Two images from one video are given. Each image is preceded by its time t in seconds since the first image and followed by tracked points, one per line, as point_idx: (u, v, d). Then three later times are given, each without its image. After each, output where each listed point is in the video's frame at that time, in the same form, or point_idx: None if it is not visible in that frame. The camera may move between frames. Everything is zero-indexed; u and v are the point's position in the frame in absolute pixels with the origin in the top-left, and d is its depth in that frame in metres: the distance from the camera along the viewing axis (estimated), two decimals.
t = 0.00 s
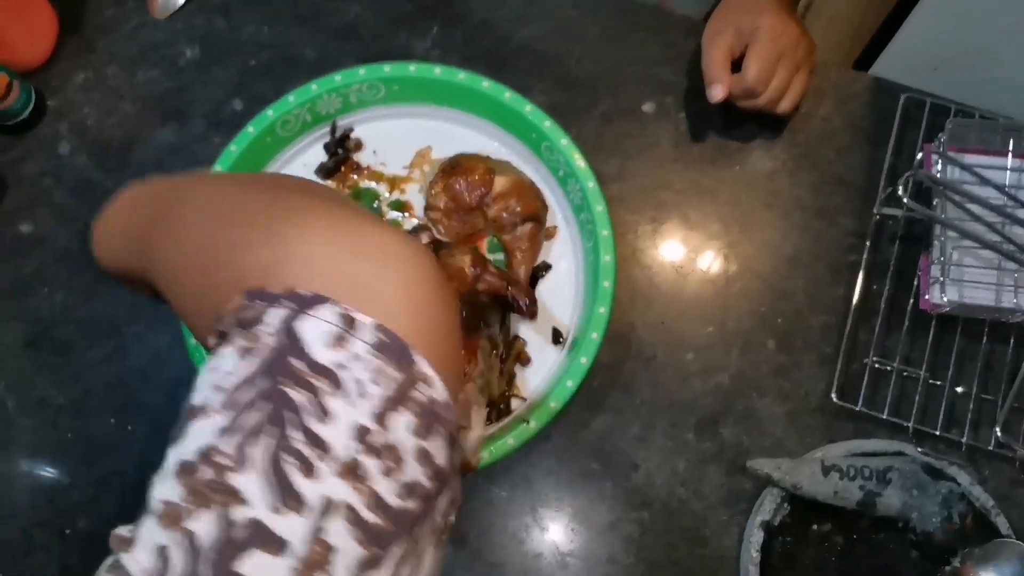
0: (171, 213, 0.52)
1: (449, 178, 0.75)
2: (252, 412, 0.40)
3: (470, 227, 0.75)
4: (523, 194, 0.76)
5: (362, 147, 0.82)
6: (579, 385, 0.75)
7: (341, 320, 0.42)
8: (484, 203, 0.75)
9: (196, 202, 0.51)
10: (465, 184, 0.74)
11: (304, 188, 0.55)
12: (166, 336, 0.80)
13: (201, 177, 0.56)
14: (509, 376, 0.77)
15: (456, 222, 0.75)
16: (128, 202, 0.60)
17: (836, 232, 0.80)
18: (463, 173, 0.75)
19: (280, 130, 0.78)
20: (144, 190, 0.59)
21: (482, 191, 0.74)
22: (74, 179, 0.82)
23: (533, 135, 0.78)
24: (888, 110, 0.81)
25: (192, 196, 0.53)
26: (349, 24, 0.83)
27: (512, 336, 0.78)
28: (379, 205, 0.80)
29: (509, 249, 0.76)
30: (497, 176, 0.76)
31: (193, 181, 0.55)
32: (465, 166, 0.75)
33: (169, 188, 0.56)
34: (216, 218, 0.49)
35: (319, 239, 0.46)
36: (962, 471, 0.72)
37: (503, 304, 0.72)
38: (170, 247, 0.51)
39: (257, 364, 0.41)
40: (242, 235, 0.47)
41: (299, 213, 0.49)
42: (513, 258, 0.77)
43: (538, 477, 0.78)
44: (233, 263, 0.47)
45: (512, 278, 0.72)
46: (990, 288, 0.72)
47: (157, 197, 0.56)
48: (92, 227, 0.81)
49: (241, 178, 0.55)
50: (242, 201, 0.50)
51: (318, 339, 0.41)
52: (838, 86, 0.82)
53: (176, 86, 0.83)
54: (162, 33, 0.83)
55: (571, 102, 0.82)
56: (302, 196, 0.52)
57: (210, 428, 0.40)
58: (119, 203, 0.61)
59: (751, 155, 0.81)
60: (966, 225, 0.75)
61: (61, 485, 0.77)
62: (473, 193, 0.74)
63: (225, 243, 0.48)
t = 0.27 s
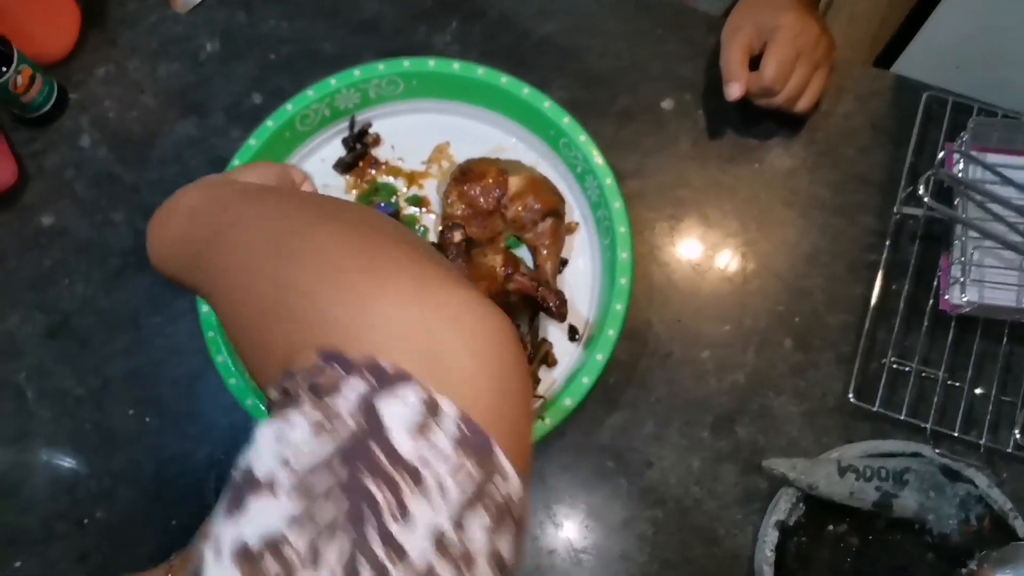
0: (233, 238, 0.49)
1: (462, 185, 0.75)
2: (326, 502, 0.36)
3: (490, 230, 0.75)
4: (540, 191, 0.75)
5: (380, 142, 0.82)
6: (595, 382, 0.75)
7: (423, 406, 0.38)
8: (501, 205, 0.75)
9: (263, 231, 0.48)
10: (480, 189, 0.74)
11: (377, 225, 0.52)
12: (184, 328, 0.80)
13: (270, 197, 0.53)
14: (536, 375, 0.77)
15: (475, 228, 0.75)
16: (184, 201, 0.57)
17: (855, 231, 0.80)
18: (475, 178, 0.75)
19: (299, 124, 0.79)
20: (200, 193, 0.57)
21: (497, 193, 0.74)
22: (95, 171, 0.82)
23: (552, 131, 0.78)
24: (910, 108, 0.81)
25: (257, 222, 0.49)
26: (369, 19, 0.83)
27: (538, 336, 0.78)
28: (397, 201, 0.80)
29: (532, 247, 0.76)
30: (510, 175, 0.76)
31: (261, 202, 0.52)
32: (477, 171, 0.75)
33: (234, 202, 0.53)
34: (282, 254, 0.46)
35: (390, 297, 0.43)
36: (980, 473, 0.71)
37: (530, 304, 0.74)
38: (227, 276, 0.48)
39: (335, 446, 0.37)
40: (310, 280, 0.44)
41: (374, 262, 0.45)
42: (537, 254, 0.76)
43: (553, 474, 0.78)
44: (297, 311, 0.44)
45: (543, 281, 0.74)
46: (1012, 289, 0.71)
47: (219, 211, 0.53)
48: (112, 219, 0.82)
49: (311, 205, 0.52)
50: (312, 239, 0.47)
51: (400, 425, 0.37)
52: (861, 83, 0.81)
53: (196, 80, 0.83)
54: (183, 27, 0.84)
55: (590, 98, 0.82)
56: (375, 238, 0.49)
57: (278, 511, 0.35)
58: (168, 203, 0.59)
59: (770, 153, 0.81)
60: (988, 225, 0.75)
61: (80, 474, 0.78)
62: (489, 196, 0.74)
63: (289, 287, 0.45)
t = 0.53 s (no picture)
0: (291, 332, 0.33)
1: (469, 184, 0.75)
2: None
3: (498, 229, 0.75)
4: (547, 190, 0.75)
5: (387, 140, 0.82)
6: (602, 382, 0.75)
7: None
8: (509, 203, 0.75)
9: (322, 333, 0.32)
10: (486, 188, 0.74)
11: (440, 327, 0.33)
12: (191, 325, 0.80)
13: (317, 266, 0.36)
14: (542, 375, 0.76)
15: (483, 227, 0.75)
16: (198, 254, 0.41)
17: (864, 232, 0.79)
18: (482, 177, 0.75)
19: (307, 122, 0.79)
20: (246, 260, 0.38)
21: (505, 192, 0.74)
22: (102, 167, 0.82)
23: (560, 130, 0.78)
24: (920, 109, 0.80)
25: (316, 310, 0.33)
26: (377, 17, 0.83)
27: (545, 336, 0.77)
28: (404, 199, 0.80)
29: (540, 246, 0.76)
30: (518, 174, 0.76)
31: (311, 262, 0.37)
32: (484, 169, 0.75)
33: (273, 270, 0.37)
34: (353, 364, 0.31)
35: (525, 475, 0.29)
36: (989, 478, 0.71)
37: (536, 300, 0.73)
38: (277, 376, 0.33)
39: None
40: (402, 418, 0.30)
41: (474, 367, 0.32)
42: (545, 254, 0.76)
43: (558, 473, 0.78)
44: (399, 479, 0.30)
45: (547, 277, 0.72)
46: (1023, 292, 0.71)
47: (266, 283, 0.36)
48: (119, 215, 0.82)
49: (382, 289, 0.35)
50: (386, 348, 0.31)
51: None
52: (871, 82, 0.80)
53: (204, 76, 0.83)
54: (192, 23, 0.84)
55: (599, 97, 0.82)
56: (481, 363, 0.32)
57: None
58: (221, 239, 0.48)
59: (779, 153, 0.80)
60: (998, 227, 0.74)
61: (85, 470, 0.78)
62: (496, 195, 0.74)
63: (363, 432, 0.30)
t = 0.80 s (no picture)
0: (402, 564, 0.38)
1: (472, 181, 0.75)
2: None
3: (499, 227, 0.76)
4: (549, 188, 0.75)
5: (390, 137, 0.81)
6: (603, 381, 0.75)
7: None
8: (511, 201, 0.75)
9: (373, 535, 0.40)
10: (489, 185, 0.74)
11: (478, 511, 0.39)
12: (192, 321, 0.80)
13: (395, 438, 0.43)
14: (542, 374, 0.76)
15: (485, 224, 0.75)
16: (304, 363, 0.50)
17: (868, 232, 0.79)
18: (485, 174, 0.75)
19: (309, 118, 0.79)
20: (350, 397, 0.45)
21: (507, 190, 0.74)
22: (104, 162, 0.82)
23: (562, 128, 0.78)
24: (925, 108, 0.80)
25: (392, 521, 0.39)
26: (381, 13, 0.83)
27: (545, 334, 0.78)
28: (406, 197, 0.80)
29: (541, 244, 0.76)
30: (521, 172, 0.76)
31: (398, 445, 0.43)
32: (487, 167, 0.75)
33: (364, 437, 0.43)
34: (410, 563, 0.38)
35: None
36: (990, 479, 0.71)
37: (533, 295, 0.73)
38: None
39: None
40: None
41: (519, 543, 0.38)
42: (546, 253, 0.76)
43: (560, 471, 0.78)
44: None
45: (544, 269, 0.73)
46: None
47: (333, 474, 0.42)
48: (121, 211, 0.82)
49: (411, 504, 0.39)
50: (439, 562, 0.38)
51: None
52: (875, 81, 0.80)
53: (207, 72, 0.83)
54: (195, 19, 0.84)
55: (602, 95, 0.82)
56: (513, 536, 0.38)
57: None
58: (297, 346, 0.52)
59: (783, 152, 0.80)
60: (1002, 228, 0.74)
61: (86, 466, 0.78)
62: (498, 193, 0.74)
63: None
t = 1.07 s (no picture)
0: None
1: (473, 182, 0.74)
2: None
3: (499, 228, 0.75)
4: (550, 189, 0.75)
5: (390, 138, 0.81)
6: (604, 383, 0.74)
7: None
8: (512, 202, 0.74)
9: None
10: (489, 187, 0.74)
11: None
12: (192, 322, 0.80)
13: None
14: (543, 375, 0.76)
15: (484, 226, 0.75)
16: (342, 524, 0.57)
17: (869, 233, 0.79)
18: (485, 175, 0.75)
19: (309, 119, 0.78)
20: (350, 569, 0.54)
21: (508, 191, 0.74)
22: (103, 163, 0.82)
23: (563, 129, 0.78)
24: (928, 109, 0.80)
25: None
26: (382, 13, 0.83)
27: (546, 336, 0.77)
28: (407, 198, 0.80)
29: (542, 245, 0.76)
30: (522, 173, 0.76)
31: None
32: (488, 168, 0.75)
33: None
34: None
35: None
36: (993, 482, 0.71)
37: (531, 295, 0.73)
38: None
39: None
40: None
41: None
42: (547, 254, 0.76)
43: (561, 473, 0.77)
44: None
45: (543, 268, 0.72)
46: None
47: None
48: (120, 212, 0.82)
49: None
50: None
51: None
52: (877, 82, 0.79)
53: (207, 72, 0.83)
54: (194, 19, 0.83)
55: (603, 96, 0.81)
56: None
57: None
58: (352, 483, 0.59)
59: (784, 153, 0.80)
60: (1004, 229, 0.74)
61: (85, 467, 0.78)
62: (499, 194, 0.74)
63: None
